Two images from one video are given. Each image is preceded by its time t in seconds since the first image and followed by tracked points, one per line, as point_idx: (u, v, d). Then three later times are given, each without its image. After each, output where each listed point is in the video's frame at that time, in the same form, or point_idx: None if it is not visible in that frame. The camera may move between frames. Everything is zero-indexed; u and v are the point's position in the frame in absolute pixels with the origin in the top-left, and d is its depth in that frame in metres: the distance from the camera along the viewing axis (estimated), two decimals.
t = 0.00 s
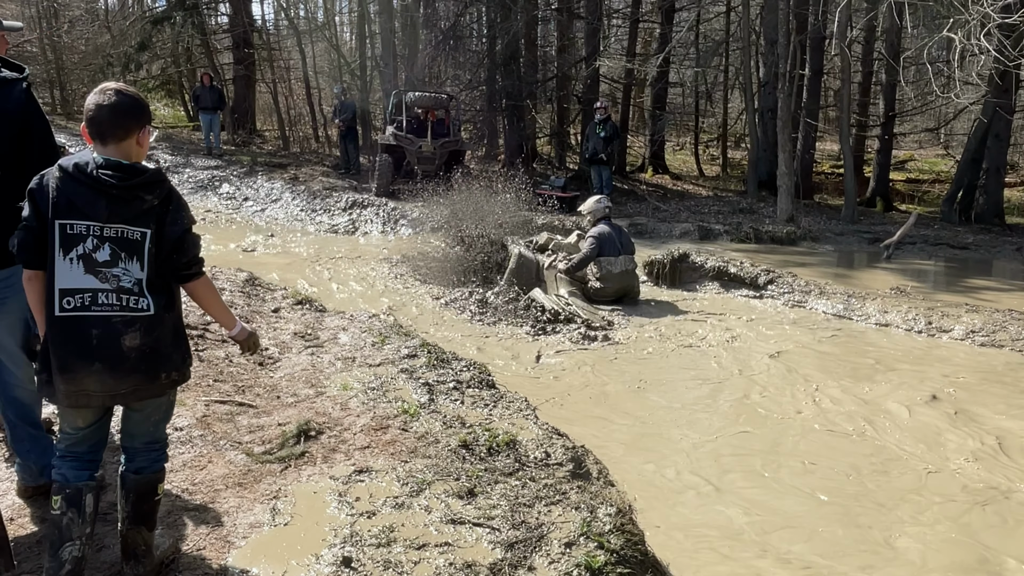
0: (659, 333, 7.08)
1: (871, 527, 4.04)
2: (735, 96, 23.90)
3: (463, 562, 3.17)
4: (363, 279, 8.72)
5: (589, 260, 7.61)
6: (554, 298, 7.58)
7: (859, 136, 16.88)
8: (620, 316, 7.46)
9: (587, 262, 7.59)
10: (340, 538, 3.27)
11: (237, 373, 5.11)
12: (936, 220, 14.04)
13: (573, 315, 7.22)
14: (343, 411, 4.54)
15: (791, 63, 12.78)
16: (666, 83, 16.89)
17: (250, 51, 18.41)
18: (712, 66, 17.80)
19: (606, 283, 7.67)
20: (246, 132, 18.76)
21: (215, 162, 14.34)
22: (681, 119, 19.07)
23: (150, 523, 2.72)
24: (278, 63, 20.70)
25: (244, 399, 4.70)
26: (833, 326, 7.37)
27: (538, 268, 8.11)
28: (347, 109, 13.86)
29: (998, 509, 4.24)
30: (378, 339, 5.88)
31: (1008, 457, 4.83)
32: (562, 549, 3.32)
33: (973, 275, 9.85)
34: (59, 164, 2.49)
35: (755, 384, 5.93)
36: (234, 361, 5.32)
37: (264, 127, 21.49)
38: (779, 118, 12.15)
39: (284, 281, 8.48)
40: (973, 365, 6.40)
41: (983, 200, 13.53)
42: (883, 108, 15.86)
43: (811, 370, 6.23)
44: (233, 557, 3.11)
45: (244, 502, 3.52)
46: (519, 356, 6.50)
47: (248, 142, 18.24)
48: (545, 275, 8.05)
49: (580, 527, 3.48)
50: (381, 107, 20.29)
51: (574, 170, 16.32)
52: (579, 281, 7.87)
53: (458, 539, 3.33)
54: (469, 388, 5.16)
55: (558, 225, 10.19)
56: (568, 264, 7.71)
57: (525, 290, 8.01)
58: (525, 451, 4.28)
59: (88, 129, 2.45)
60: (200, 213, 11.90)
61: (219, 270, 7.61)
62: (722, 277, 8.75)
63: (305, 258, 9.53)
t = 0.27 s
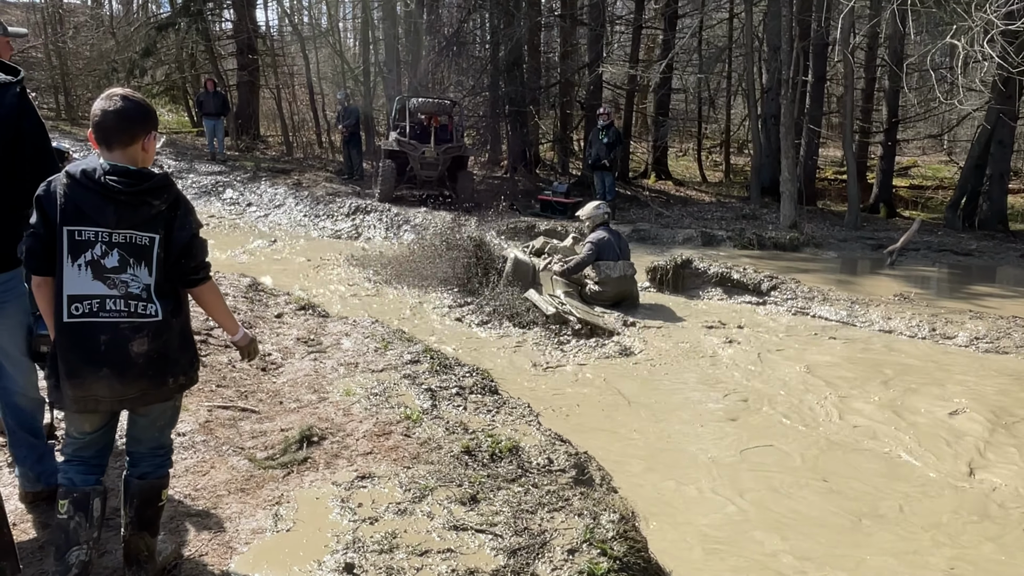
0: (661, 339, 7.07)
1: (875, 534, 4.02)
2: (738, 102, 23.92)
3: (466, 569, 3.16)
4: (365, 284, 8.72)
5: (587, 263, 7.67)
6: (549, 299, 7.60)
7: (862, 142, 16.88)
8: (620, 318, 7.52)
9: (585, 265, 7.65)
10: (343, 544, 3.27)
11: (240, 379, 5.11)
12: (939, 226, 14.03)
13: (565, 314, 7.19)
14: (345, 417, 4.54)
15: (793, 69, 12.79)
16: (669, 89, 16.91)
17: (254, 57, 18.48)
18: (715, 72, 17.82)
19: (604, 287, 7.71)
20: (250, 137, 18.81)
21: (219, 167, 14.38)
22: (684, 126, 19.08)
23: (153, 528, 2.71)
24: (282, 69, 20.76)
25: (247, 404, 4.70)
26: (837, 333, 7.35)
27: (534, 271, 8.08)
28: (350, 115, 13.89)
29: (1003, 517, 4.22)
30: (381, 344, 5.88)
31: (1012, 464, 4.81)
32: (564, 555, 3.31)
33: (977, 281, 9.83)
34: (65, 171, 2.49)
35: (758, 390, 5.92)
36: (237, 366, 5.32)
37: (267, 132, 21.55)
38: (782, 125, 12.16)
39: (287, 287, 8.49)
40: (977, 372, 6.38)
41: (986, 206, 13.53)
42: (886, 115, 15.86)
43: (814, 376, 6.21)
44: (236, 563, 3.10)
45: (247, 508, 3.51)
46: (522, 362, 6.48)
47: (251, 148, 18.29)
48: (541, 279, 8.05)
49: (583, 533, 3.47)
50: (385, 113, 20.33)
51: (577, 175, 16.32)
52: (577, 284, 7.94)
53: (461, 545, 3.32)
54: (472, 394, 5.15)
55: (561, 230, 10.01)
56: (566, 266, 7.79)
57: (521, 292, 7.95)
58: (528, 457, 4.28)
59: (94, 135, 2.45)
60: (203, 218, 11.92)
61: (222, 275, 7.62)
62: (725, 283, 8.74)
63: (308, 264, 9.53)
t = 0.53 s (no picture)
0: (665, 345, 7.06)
1: (879, 541, 4.01)
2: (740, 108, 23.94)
3: None
4: (369, 290, 8.72)
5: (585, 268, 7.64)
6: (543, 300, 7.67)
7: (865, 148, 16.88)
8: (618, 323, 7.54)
9: (583, 269, 7.65)
10: (346, 551, 3.26)
11: (243, 385, 5.11)
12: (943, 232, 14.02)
13: (558, 314, 7.29)
14: (348, 423, 4.54)
15: (796, 75, 12.79)
16: (672, 95, 16.93)
17: (258, 63, 18.56)
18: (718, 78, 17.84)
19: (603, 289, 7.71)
20: (254, 142, 18.86)
21: (222, 173, 14.41)
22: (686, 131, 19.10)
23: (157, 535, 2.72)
24: (285, 74, 20.83)
25: (250, 410, 4.70)
26: (840, 339, 7.34)
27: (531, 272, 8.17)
28: (354, 121, 13.92)
29: (1008, 524, 4.20)
30: (384, 350, 5.89)
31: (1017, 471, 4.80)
32: (568, 563, 3.30)
33: (981, 288, 9.81)
34: (70, 180, 2.49)
35: (761, 397, 5.91)
36: (240, 372, 5.32)
37: (271, 137, 21.60)
38: (785, 130, 12.16)
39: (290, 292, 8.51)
40: (981, 378, 6.37)
41: (990, 212, 13.52)
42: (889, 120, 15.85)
43: (817, 382, 6.19)
44: (239, 570, 3.10)
45: (250, 514, 3.51)
46: (525, 368, 6.48)
47: (255, 153, 18.34)
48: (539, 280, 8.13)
49: (587, 541, 3.46)
50: (388, 118, 20.37)
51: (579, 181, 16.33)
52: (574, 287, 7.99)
53: (464, 552, 3.32)
54: (475, 401, 5.15)
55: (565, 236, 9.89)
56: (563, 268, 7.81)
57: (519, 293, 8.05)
58: (531, 464, 4.27)
59: (99, 143, 2.45)
60: (207, 223, 11.94)
61: (225, 280, 7.63)
62: (729, 288, 8.72)
63: (311, 269, 9.54)
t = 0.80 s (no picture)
0: (667, 349, 7.05)
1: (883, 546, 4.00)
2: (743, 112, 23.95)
3: None
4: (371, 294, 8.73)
5: (581, 271, 7.72)
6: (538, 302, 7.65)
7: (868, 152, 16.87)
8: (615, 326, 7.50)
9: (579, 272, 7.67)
10: (348, 556, 3.26)
11: (246, 389, 5.11)
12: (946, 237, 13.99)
13: (551, 314, 7.31)
14: (351, 427, 4.54)
15: (799, 80, 12.79)
16: (675, 99, 16.94)
17: (261, 68, 18.60)
18: (721, 83, 17.84)
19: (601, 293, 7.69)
20: (257, 147, 18.89)
21: (226, 177, 14.43)
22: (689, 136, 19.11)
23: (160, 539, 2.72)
24: (289, 79, 20.87)
25: (253, 415, 4.70)
26: (844, 344, 7.33)
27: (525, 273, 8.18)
28: (357, 125, 13.94)
29: (1012, 529, 4.19)
30: (387, 354, 5.89)
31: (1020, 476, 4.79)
32: (571, 568, 3.30)
33: (984, 292, 9.80)
34: (70, 185, 2.50)
35: (764, 402, 5.89)
36: (244, 376, 5.33)
37: (274, 142, 21.64)
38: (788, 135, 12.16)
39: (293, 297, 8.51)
40: (985, 383, 6.35)
41: (993, 217, 13.49)
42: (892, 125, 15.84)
43: (820, 387, 6.18)
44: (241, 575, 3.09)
45: (253, 519, 3.51)
46: (527, 372, 6.47)
47: (258, 157, 18.37)
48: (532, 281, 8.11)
49: (589, 546, 3.46)
50: (391, 123, 20.39)
51: (582, 185, 16.31)
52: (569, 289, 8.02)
53: (466, 557, 3.31)
54: (477, 405, 5.15)
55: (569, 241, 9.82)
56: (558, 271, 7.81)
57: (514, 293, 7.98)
58: (534, 468, 4.27)
59: (99, 148, 2.46)
60: (210, 228, 11.95)
61: (229, 285, 7.64)
62: (732, 293, 8.72)
63: (314, 273, 9.55)
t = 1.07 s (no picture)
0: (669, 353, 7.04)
1: (886, 550, 3.98)
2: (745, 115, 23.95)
3: None
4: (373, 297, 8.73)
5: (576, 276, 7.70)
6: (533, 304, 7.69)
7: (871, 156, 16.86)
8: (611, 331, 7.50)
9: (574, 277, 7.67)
10: (350, 560, 3.25)
11: (248, 392, 5.11)
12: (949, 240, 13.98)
13: (544, 315, 7.40)
14: (353, 430, 4.54)
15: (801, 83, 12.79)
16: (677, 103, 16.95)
17: (264, 71, 18.65)
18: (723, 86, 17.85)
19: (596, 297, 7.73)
20: (260, 150, 18.92)
21: (228, 180, 14.46)
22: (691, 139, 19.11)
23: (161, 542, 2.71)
24: (291, 82, 20.91)
25: (255, 418, 4.69)
26: (846, 348, 7.31)
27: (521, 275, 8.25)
28: (359, 129, 13.95)
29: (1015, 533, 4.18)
30: (389, 358, 5.88)
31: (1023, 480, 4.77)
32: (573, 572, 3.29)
33: (987, 296, 9.78)
34: (68, 189, 2.51)
35: (767, 406, 5.88)
36: (246, 379, 5.32)
37: (277, 145, 21.67)
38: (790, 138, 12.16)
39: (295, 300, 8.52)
40: (988, 387, 6.34)
41: (996, 221, 13.48)
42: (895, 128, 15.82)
43: (823, 391, 6.17)
44: None
45: (255, 522, 3.51)
46: (529, 376, 6.46)
47: (261, 161, 18.39)
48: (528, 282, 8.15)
49: (591, 550, 3.45)
50: (394, 126, 20.41)
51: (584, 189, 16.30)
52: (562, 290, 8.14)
53: (469, 561, 3.31)
54: (479, 408, 5.14)
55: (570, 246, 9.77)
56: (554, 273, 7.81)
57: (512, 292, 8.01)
58: (536, 472, 4.26)
59: (97, 152, 2.47)
60: (212, 231, 11.96)
61: (231, 288, 7.65)
62: (734, 297, 8.70)
63: (316, 277, 9.55)
